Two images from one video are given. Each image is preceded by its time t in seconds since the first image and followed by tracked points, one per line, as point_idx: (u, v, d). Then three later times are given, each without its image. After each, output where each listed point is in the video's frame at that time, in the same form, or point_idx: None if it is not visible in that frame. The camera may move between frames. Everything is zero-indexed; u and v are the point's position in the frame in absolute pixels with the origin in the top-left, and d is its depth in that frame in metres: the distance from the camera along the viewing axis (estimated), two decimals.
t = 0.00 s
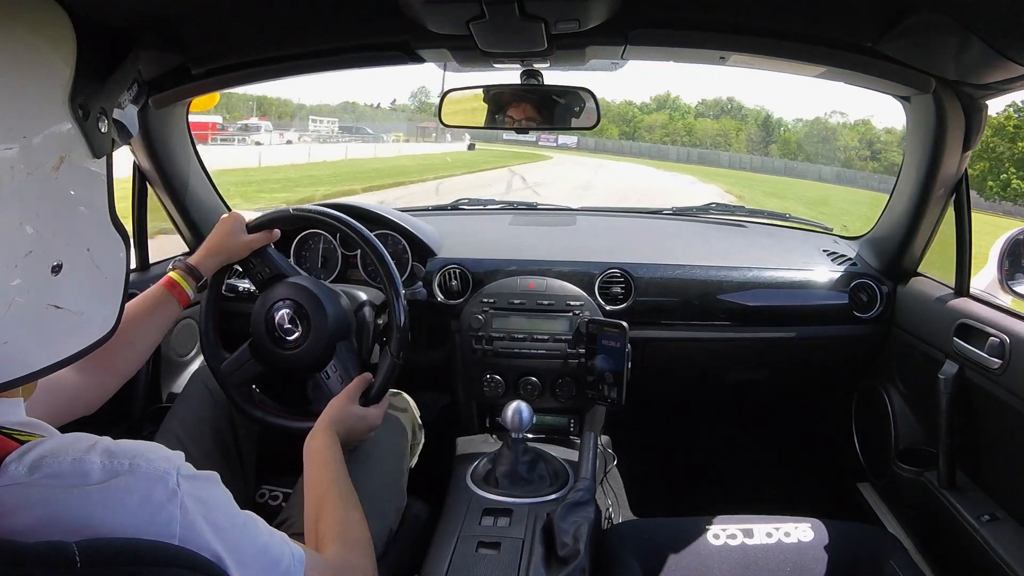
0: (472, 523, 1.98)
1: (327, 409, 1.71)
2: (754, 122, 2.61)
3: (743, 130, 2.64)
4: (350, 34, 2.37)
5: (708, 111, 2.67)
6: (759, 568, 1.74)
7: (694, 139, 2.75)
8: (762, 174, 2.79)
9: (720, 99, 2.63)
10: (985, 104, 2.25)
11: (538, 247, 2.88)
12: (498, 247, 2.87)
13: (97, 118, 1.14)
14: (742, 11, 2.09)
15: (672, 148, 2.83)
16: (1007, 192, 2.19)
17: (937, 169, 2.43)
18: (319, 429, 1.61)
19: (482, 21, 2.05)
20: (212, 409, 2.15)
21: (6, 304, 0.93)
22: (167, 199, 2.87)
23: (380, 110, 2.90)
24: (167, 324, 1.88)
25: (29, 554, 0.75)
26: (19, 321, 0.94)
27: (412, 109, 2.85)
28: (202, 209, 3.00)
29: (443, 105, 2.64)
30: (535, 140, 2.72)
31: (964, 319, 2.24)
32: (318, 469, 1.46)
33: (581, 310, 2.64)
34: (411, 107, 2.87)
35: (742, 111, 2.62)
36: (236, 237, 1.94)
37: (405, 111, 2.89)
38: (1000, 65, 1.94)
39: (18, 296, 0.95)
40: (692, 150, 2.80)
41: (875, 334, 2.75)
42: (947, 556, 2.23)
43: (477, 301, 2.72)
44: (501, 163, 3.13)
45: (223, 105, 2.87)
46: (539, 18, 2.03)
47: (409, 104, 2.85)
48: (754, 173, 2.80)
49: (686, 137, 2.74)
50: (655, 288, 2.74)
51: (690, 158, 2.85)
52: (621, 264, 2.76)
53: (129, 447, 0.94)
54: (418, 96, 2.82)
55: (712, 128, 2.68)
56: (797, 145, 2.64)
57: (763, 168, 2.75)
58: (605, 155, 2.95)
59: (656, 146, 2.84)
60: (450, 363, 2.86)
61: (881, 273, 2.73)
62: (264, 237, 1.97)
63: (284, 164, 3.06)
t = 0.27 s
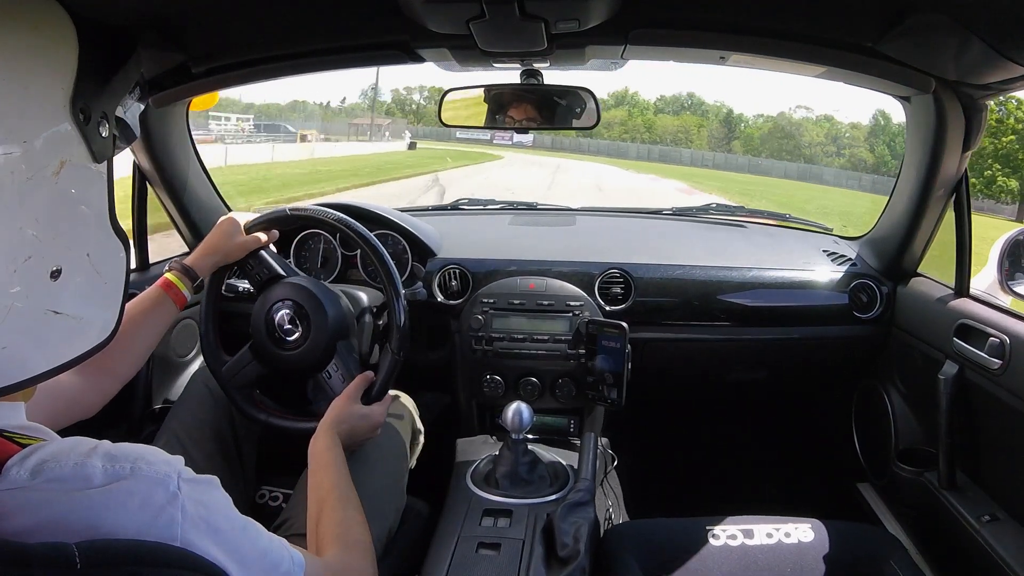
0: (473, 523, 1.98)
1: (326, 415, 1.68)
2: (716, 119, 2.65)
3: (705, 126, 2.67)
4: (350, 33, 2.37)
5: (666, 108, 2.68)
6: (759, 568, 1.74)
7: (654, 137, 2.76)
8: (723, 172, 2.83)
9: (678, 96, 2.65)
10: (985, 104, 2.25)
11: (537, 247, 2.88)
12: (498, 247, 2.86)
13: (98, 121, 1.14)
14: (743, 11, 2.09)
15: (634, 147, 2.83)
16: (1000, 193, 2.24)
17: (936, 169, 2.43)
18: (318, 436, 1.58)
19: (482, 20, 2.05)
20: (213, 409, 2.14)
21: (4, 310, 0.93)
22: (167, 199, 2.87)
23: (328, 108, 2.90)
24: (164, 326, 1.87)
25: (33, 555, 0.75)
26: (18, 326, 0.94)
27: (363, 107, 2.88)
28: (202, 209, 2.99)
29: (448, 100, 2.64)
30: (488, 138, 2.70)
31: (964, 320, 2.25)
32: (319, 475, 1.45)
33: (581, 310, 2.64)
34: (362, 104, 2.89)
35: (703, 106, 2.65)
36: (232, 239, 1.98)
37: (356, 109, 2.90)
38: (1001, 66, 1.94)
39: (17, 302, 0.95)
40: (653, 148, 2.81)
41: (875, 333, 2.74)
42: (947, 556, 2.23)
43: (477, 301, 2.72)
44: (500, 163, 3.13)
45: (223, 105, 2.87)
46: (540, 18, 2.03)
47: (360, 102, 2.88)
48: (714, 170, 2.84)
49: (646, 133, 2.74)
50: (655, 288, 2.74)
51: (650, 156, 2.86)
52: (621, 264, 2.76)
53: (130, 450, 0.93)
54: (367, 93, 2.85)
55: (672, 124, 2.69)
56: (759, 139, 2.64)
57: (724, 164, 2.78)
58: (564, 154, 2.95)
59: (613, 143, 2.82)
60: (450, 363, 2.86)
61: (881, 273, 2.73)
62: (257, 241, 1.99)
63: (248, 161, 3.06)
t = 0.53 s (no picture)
0: (473, 523, 1.98)
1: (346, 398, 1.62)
2: (680, 115, 2.66)
3: (669, 122, 2.69)
4: (350, 33, 2.37)
5: (628, 103, 2.71)
6: (758, 568, 1.74)
7: (618, 134, 2.77)
8: (691, 170, 2.86)
9: (640, 93, 2.69)
10: (984, 104, 2.26)
11: (537, 248, 2.87)
12: (498, 247, 2.86)
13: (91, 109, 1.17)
14: (742, 11, 2.09)
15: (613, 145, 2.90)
16: (993, 186, 2.28)
17: (937, 169, 2.42)
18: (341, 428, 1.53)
19: (482, 20, 2.05)
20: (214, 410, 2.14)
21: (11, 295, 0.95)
22: (167, 199, 2.88)
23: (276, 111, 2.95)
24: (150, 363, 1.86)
25: (33, 555, 0.75)
26: (22, 312, 0.96)
27: (315, 110, 2.92)
28: (202, 209, 3.00)
29: (446, 106, 2.66)
30: (445, 139, 2.82)
31: (964, 319, 2.25)
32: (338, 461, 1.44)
33: (582, 309, 2.64)
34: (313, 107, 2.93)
35: (667, 103, 2.66)
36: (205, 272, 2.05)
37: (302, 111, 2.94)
38: (1000, 66, 1.94)
39: (21, 288, 0.97)
40: (616, 146, 2.89)
41: (875, 333, 2.74)
42: (947, 556, 2.23)
43: (477, 301, 2.71)
44: (500, 162, 3.12)
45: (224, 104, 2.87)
46: (539, 18, 2.03)
47: (313, 105, 2.90)
48: (681, 166, 2.86)
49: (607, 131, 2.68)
50: (655, 288, 2.74)
51: (615, 154, 2.96)
52: (621, 264, 2.76)
53: (128, 450, 0.94)
54: (320, 95, 2.88)
55: (635, 120, 2.71)
56: (727, 135, 2.64)
57: (691, 161, 2.79)
58: (524, 154, 3.01)
59: (574, 142, 2.95)
60: (450, 363, 2.86)
61: (881, 272, 2.73)
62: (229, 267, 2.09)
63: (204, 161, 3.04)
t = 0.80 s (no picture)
0: (472, 524, 1.98)
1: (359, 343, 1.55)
2: (675, 106, 2.65)
3: (665, 113, 2.65)
4: (351, 33, 2.37)
5: (621, 97, 2.70)
6: (757, 570, 1.74)
7: (613, 129, 2.68)
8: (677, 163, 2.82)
9: (633, 86, 2.71)
10: (983, 107, 2.26)
11: (536, 249, 2.87)
12: (497, 249, 2.86)
13: (73, 93, 1.29)
14: (741, 12, 2.09)
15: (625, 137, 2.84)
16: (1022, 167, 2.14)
17: (937, 170, 2.42)
18: (359, 377, 1.49)
19: (482, 21, 2.05)
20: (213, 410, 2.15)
21: (19, 257, 1.02)
22: (167, 199, 2.88)
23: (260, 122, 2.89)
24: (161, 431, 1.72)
25: (33, 555, 0.75)
26: (28, 274, 1.03)
27: (298, 117, 2.88)
28: (201, 209, 3.00)
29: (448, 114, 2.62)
30: (433, 142, 2.82)
31: (963, 322, 2.24)
32: (359, 416, 1.43)
33: (581, 311, 2.64)
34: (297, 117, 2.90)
35: (662, 95, 2.66)
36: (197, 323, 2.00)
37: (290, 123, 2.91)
38: (1000, 69, 1.94)
39: (27, 248, 1.05)
40: (611, 140, 2.81)
41: (875, 334, 2.74)
42: (946, 558, 2.22)
43: (476, 303, 2.72)
44: (490, 164, 3.09)
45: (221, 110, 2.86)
46: (539, 18, 2.02)
47: (295, 112, 2.88)
48: (679, 160, 2.79)
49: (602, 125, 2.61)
50: (655, 289, 2.74)
51: (610, 148, 2.89)
52: (621, 265, 2.76)
53: (124, 447, 0.93)
54: (302, 102, 2.88)
55: (630, 112, 2.65)
56: (727, 125, 2.61)
57: (689, 154, 2.73)
58: (517, 154, 3.01)
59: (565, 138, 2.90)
60: (449, 365, 2.85)
61: (880, 275, 2.72)
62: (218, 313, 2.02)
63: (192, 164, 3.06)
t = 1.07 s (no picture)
0: (472, 525, 1.98)
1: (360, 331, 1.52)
2: (692, 87, 2.70)
3: (682, 96, 2.72)
4: (350, 35, 2.37)
5: (635, 79, 2.73)
6: (756, 571, 1.74)
7: (628, 113, 2.73)
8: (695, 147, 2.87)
9: (648, 68, 2.67)
10: (984, 109, 2.26)
11: (536, 250, 2.87)
12: (497, 249, 2.86)
13: (64, 78, 1.27)
14: (741, 14, 2.09)
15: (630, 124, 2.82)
16: None
17: (937, 170, 2.42)
18: (359, 363, 1.46)
19: (483, 22, 2.05)
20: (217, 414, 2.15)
21: (16, 234, 1.00)
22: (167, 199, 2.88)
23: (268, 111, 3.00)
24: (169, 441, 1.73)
25: (33, 556, 0.76)
26: (25, 251, 1.01)
27: (302, 105, 2.94)
28: (201, 210, 3.00)
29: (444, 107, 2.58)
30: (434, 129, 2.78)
31: (963, 323, 2.24)
32: (360, 407, 1.38)
33: (581, 311, 2.63)
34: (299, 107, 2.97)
35: (678, 77, 2.69)
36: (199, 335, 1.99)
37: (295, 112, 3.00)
38: (1000, 70, 1.94)
39: (24, 225, 1.02)
40: (627, 125, 2.80)
41: (874, 336, 2.74)
42: (947, 559, 2.22)
43: (476, 303, 2.72)
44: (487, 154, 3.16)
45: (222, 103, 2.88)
46: (539, 20, 2.03)
47: (299, 100, 2.93)
48: (696, 145, 2.87)
49: (617, 108, 2.67)
50: (654, 290, 2.75)
51: (624, 134, 2.85)
52: (620, 266, 2.76)
53: (133, 446, 0.92)
54: (305, 90, 2.88)
55: (645, 95, 2.72)
56: (747, 108, 2.66)
57: (708, 138, 2.82)
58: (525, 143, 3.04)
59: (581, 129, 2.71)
60: (449, 365, 2.85)
61: (880, 276, 2.72)
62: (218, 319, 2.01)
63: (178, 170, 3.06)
